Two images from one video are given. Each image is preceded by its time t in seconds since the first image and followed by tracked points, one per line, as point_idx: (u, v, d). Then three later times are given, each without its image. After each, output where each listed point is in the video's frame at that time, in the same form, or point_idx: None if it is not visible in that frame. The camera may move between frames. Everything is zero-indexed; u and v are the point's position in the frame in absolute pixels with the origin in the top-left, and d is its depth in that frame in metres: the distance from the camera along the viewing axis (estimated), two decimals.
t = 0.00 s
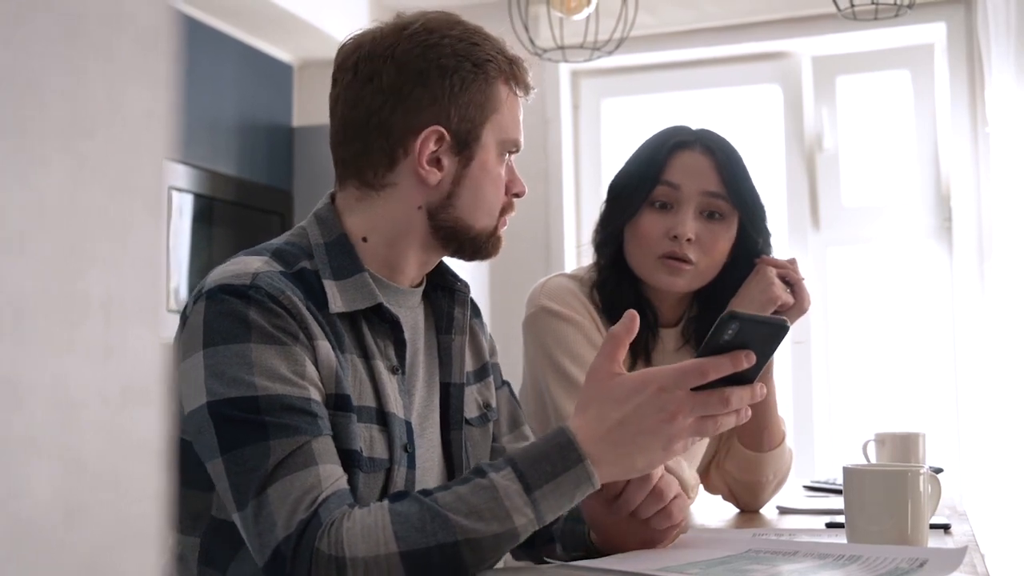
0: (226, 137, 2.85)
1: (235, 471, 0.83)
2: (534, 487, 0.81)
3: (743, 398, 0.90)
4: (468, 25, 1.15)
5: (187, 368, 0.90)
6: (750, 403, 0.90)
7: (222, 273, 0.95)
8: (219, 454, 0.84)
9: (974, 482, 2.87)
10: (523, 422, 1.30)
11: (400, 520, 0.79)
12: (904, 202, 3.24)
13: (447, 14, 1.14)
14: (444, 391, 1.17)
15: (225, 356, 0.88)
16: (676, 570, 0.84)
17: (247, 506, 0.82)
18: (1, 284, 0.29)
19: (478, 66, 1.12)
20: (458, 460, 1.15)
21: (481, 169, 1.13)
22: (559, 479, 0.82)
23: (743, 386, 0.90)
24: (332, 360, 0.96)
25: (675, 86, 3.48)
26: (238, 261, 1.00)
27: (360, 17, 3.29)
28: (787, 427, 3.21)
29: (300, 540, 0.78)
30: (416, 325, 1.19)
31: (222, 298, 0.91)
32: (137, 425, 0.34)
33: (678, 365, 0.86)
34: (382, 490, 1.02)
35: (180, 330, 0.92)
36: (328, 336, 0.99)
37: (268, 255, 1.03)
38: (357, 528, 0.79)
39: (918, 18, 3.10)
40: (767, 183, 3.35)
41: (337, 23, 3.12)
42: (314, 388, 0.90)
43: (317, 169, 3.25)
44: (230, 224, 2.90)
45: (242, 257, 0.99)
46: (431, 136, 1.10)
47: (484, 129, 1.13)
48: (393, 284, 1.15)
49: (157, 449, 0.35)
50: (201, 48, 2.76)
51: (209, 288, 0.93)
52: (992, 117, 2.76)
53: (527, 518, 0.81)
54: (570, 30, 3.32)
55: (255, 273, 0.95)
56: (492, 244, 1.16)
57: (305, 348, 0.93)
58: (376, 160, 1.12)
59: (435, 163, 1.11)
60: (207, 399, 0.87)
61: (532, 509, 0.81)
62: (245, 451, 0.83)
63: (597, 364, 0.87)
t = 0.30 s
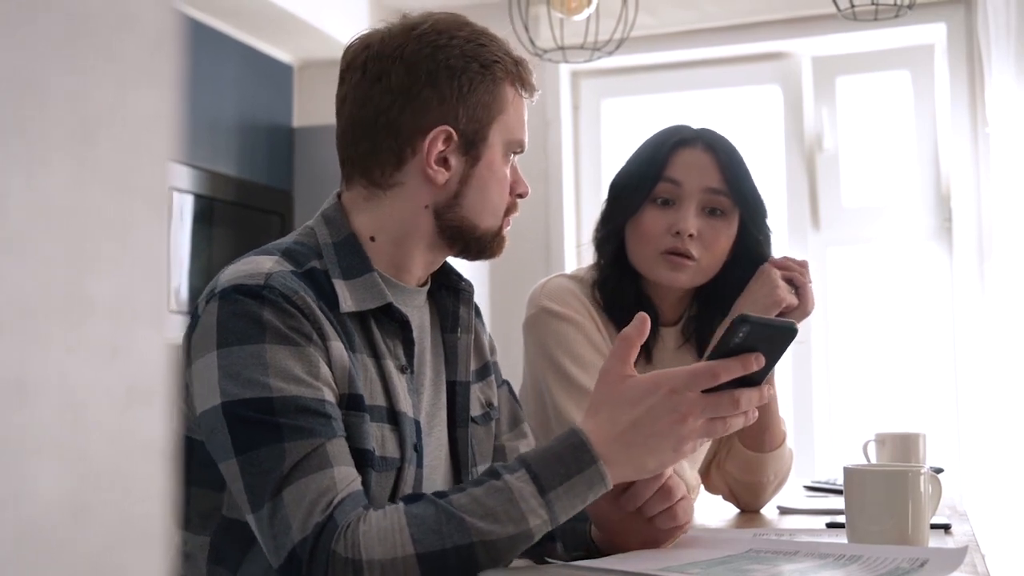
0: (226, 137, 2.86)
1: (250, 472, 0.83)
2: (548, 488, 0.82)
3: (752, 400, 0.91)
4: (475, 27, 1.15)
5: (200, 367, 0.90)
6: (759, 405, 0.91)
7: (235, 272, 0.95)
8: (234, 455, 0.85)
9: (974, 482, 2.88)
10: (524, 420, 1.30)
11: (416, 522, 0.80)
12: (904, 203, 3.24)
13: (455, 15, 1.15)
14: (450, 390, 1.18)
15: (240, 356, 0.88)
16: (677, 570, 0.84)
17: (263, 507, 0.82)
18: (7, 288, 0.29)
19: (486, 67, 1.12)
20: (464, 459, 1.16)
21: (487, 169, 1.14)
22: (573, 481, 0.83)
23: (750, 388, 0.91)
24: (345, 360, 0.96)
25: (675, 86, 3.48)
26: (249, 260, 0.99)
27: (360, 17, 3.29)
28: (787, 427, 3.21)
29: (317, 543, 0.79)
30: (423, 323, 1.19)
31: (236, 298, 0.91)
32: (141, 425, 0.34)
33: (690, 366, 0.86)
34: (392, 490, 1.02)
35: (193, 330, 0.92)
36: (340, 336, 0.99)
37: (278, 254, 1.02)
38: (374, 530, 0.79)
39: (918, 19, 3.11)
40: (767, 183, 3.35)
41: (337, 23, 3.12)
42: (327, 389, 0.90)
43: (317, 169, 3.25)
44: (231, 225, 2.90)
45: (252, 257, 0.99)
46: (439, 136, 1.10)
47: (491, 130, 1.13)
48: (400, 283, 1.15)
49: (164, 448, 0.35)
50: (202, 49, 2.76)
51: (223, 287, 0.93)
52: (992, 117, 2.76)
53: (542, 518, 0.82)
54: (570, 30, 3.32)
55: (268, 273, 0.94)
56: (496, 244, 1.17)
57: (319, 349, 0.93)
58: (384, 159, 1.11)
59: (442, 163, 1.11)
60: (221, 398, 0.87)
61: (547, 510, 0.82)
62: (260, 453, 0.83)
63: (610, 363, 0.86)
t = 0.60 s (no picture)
0: (226, 138, 2.86)
1: (264, 472, 0.83)
2: (561, 492, 0.83)
3: (762, 409, 0.93)
4: (486, 28, 1.15)
5: (212, 365, 0.90)
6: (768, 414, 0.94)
7: (248, 271, 0.95)
8: (247, 454, 0.85)
9: (974, 482, 2.88)
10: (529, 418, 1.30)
11: (429, 525, 0.81)
12: (904, 204, 3.24)
13: (465, 16, 1.15)
14: (459, 389, 1.18)
15: (255, 356, 0.88)
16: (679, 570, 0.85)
17: (276, 507, 0.82)
18: (13, 288, 0.29)
19: (496, 66, 1.12)
20: (472, 458, 1.16)
21: (498, 169, 1.14)
22: (585, 486, 0.84)
23: (762, 397, 0.94)
24: (359, 360, 0.96)
25: (676, 87, 3.48)
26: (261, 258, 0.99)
27: (360, 18, 3.30)
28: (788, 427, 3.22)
29: (330, 543, 0.80)
30: (432, 321, 1.19)
31: (251, 297, 0.91)
32: (147, 425, 0.34)
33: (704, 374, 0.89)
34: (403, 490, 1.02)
35: (208, 328, 0.92)
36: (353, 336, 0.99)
37: (291, 253, 1.02)
38: (388, 532, 0.80)
39: (918, 19, 3.11)
40: (767, 183, 3.36)
41: (338, 24, 3.12)
42: (341, 389, 0.90)
43: (318, 169, 3.26)
44: (233, 225, 2.90)
45: (265, 255, 0.99)
46: (452, 136, 1.10)
47: (501, 129, 1.14)
48: (410, 282, 1.16)
49: (170, 448, 0.36)
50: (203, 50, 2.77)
51: (237, 286, 0.93)
52: (992, 118, 2.76)
53: (554, 523, 0.83)
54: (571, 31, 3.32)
55: (283, 272, 0.94)
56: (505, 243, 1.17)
57: (333, 349, 0.93)
58: (396, 159, 1.11)
59: (455, 163, 1.11)
60: (235, 397, 0.87)
61: (559, 515, 0.83)
62: (274, 453, 0.83)
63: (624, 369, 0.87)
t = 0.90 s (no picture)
0: (226, 138, 2.86)
1: (273, 473, 0.83)
2: (568, 497, 0.84)
3: (768, 416, 0.94)
4: (493, 27, 1.15)
5: (222, 364, 0.90)
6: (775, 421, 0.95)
7: (260, 270, 0.95)
8: (256, 455, 0.85)
9: (974, 482, 2.88)
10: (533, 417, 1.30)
11: (436, 529, 0.81)
12: (904, 204, 3.24)
13: (473, 15, 1.15)
14: (467, 388, 1.18)
15: (266, 356, 0.88)
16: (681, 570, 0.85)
17: (285, 508, 0.83)
18: (16, 288, 0.29)
19: (504, 64, 1.13)
20: (479, 458, 1.16)
21: (507, 168, 1.14)
22: (591, 491, 0.84)
23: (766, 404, 0.94)
24: (369, 360, 0.96)
25: (676, 87, 3.48)
26: (272, 257, 0.99)
27: (361, 18, 3.30)
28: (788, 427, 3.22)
29: (337, 546, 0.80)
30: (441, 321, 1.19)
31: (262, 297, 0.91)
32: (150, 425, 0.34)
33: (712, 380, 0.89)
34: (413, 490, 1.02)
35: (219, 327, 0.92)
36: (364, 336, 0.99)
37: (302, 251, 1.03)
38: (395, 536, 0.80)
39: (919, 20, 3.11)
40: (767, 184, 3.36)
41: (338, 24, 3.12)
42: (352, 390, 0.90)
43: (318, 169, 3.26)
44: (233, 225, 2.90)
45: (276, 254, 0.98)
46: (462, 135, 1.10)
47: (510, 128, 1.14)
48: (420, 282, 1.16)
49: (174, 447, 0.36)
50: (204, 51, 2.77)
51: (248, 285, 0.92)
52: (992, 118, 2.76)
53: (560, 527, 0.84)
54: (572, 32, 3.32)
55: (295, 271, 0.94)
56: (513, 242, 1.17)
57: (344, 349, 0.93)
58: (405, 159, 1.11)
59: (464, 163, 1.11)
60: (246, 397, 0.86)
61: (566, 519, 0.84)
62: (283, 454, 0.83)
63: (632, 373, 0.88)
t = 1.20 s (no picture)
0: (226, 138, 2.86)
1: (281, 475, 0.83)
2: (575, 501, 0.85)
3: (775, 423, 0.96)
4: (502, 27, 1.15)
5: (231, 363, 0.90)
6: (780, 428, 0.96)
7: (269, 270, 0.94)
8: (264, 456, 0.85)
9: (975, 481, 2.87)
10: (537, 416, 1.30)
11: (443, 533, 0.82)
12: (904, 204, 3.24)
13: (481, 14, 1.15)
14: (473, 387, 1.18)
15: (276, 357, 0.88)
16: (683, 570, 0.85)
17: (292, 510, 0.83)
18: (18, 289, 0.29)
19: (513, 62, 1.13)
20: (485, 457, 1.16)
21: (516, 167, 1.14)
22: (599, 496, 0.85)
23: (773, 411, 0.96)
24: (379, 361, 0.96)
25: (677, 87, 3.48)
26: (282, 256, 0.99)
27: (361, 18, 3.30)
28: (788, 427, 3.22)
29: (344, 549, 0.81)
30: (449, 320, 1.19)
31: (273, 297, 0.91)
32: (151, 425, 0.34)
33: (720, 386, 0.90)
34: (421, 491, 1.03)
35: (228, 327, 0.92)
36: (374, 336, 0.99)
37: (311, 251, 1.02)
38: (403, 540, 0.81)
39: (919, 20, 3.11)
40: (767, 184, 3.37)
41: (339, 24, 3.13)
42: (361, 391, 0.90)
43: (319, 169, 3.26)
44: (234, 225, 2.89)
45: (286, 254, 0.98)
46: (472, 134, 1.10)
47: (518, 128, 1.14)
48: (429, 282, 1.16)
49: (175, 447, 0.36)
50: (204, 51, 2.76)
51: (258, 285, 0.92)
52: (993, 118, 2.76)
53: (567, 532, 0.84)
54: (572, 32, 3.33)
55: (305, 271, 0.94)
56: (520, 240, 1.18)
57: (354, 349, 0.93)
58: (415, 159, 1.11)
59: (474, 163, 1.11)
60: (255, 398, 0.86)
61: (572, 523, 0.84)
62: (291, 456, 0.84)
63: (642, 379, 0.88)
